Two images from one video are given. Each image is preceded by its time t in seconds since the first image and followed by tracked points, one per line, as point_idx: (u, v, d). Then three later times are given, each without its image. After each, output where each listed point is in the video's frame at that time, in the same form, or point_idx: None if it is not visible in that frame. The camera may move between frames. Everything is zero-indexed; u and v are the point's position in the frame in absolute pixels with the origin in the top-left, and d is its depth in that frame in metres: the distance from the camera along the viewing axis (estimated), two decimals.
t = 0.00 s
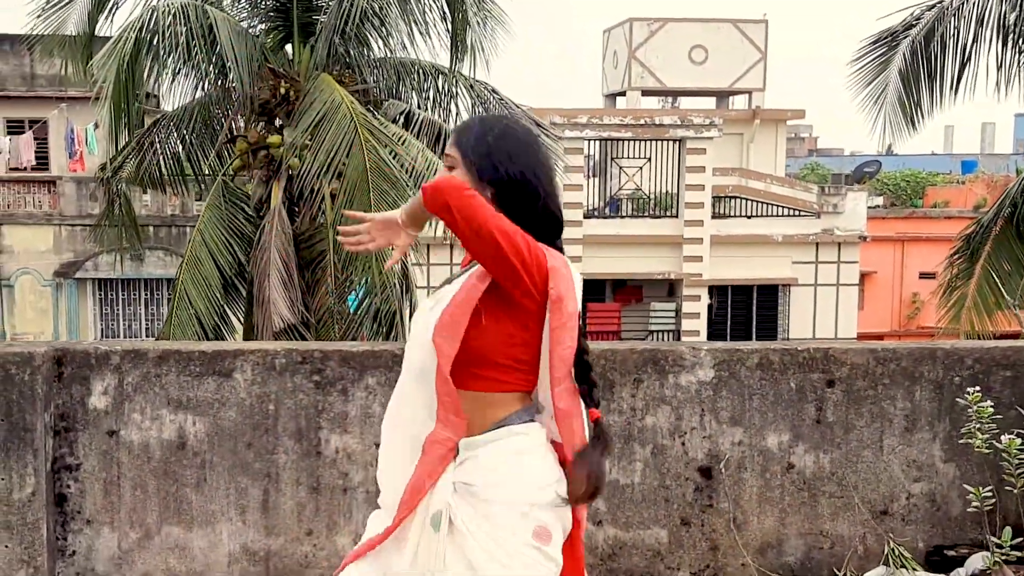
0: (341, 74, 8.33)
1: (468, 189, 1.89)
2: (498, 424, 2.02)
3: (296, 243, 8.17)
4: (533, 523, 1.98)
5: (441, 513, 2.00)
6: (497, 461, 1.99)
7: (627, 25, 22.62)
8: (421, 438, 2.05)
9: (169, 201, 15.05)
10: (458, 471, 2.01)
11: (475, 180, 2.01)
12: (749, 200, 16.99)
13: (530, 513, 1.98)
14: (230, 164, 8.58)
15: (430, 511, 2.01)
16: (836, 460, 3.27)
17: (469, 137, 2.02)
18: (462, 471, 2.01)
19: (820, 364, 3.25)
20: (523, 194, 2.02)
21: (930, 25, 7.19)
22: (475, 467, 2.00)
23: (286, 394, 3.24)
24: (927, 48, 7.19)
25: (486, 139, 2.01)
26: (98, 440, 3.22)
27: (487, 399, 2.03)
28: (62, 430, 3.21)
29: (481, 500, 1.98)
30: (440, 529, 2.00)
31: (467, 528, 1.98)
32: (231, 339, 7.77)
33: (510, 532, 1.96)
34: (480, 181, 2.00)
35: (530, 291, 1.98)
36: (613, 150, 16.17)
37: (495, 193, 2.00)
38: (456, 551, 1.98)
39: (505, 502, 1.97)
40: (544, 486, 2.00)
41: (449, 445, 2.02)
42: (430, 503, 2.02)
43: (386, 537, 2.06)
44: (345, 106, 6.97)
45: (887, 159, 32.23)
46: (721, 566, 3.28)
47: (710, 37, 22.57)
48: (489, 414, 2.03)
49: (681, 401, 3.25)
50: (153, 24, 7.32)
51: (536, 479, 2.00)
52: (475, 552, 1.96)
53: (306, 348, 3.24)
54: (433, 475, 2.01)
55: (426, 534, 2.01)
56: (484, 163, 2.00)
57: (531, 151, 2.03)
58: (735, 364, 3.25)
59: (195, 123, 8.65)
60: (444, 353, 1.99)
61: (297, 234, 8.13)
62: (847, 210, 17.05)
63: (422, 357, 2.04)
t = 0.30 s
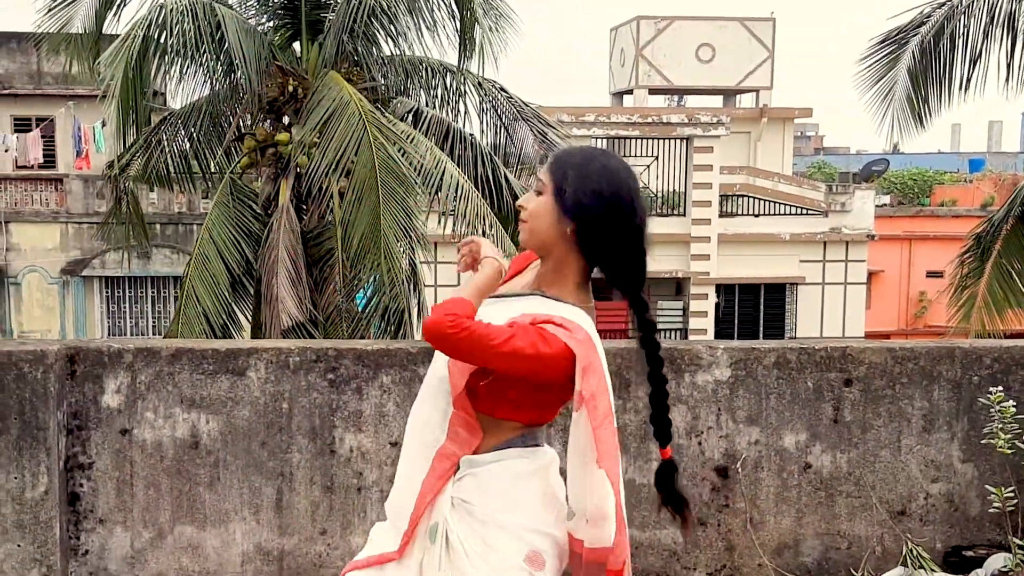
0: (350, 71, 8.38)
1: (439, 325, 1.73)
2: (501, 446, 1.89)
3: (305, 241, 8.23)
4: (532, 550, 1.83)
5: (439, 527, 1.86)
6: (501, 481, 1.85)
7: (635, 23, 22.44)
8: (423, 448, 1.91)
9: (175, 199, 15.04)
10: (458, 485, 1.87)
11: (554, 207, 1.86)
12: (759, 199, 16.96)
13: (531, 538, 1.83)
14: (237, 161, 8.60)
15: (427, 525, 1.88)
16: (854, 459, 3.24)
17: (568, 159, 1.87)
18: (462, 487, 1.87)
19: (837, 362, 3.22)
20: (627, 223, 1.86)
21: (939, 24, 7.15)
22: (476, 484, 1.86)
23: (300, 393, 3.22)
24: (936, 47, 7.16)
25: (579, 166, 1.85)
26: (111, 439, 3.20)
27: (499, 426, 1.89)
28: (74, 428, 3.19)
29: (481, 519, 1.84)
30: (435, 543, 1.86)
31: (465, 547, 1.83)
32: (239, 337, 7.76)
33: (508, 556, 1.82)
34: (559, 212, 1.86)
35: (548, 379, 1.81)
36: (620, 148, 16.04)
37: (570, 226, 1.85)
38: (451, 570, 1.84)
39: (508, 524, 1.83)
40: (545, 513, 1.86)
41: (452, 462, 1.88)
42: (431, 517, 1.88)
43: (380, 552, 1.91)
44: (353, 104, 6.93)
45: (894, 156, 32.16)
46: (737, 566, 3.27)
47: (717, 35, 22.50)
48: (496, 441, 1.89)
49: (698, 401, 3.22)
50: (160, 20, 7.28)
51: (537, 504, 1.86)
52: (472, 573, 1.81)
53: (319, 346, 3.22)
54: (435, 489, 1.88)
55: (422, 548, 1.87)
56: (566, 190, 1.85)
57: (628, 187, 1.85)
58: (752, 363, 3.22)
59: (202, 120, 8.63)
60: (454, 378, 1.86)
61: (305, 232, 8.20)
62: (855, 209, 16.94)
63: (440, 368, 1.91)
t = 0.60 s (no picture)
0: (356, 66, 8.22)
1: (352, 297, 1.69)
2: (468, 401, 1.89)
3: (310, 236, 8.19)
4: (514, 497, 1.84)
5: (426, 488, 1.90)
6: (472, 436, 1.86)
7: (639, 18, 22.35)
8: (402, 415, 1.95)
9: (180, 194, 15.00)
10: (436, 446, 1.90)
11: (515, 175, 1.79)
12: (765, 194, 16.83)
13: (511, 486, 1.84)
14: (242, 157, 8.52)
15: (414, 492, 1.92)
16: (874, 458, 3.21)
17: (541, 119, 1.79)
18: (440, 449, 1.89)
19: (858, 361, 3.19)
20: (594, 192, 1.78)
21: (947, 19, 7.11)
22: (450, 443, 1.88)
23: (314, 390, 3.19)
24: (943, 42, 7.12)
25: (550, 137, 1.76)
26: (124, 437, 3.17)
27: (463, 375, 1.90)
28: (86, 427, 3.16)
29: (460, 477, 1.86)
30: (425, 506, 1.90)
31: (452, 506, 1.86)
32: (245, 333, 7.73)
33: (494, 509, 1.83)
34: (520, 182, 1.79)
35: (486, 319, 1.78)
36: (625, 143, 16.16)
37: (527, 198, 1.78)
38: (443, 531, 1.87)
39: (485, 477, 1.84)
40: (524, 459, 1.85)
41: (426, 422, 1.91)
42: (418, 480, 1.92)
43: (384, 519, 1.96)
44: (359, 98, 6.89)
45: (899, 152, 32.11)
46: (755, 566, 3.23)
47: (721, 30, 22.49)
48: (465, 395, 1.90)
49: (716, 398, 3.19)
50: (165, 14, 7.22)
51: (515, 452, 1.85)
52: (463, 530, 1.84)
53: (335, 344, 3.19)
54: (413, 453, 1.91)
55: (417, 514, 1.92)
56: (528, 161, 1.77)
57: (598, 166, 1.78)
58: (770, 361, 3.19)
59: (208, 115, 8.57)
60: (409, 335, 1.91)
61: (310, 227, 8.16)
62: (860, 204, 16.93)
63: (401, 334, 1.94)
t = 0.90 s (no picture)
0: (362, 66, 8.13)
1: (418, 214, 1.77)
2: (524, 424, 1.91)
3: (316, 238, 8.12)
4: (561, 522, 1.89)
5: (474, 517, 1.92)
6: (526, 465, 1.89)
7: (643, 18, 22.28)
8: (446, 438, 1.98)
9: (184, 195, 14.96)
10: (487, 473, 1.93)
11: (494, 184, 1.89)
12: (768, 194, 16.72)
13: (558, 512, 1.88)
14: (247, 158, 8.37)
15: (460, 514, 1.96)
16: (899, 464, 3.17)
17: (486, 121, 1.87)
18: (492, 476, 1.92)
19: (884, 366, 3.14)
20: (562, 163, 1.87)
21: (955, 21, 7.06)
22: (502, 469, 1.91)
23: (332, 395, 3.15)
24: (952, 44, 7.07)
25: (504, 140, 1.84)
26: (139, 442, 3.13)
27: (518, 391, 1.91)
28: (101, 431, 3.11)
29: (512, 506, 1.89)
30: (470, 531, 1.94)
31: (502, 534, 1.90)
32: (251, 336, 7.64)
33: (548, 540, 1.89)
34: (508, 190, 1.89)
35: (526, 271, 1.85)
36: (628, 144, 16.06)
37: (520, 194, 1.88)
38: (490, 556, 1.91)
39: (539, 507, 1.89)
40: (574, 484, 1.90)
41: (477, 446, 1.94)
42: (464, 505, 1.95)
43: (424, 541, 2.00)
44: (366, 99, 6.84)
45: (903, 153, 32.06)
46: (779, 573, 3.19)
47: (725, 31, 22.43)
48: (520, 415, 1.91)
49: (739, 404, 3.15)
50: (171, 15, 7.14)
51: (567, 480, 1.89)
52: (511, 553, 1.89)
53: (353, 347, 3.15)
54: (461, 477, 1.94)
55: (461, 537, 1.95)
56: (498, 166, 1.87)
57: (568, 134, 1.86)
58: (794, 366, 3.14)
59: (214, 115, 8.51)
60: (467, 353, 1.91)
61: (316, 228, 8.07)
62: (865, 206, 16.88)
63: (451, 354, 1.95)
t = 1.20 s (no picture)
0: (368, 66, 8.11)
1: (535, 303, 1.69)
2: (578, 479, 1.80)
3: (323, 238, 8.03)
4: None
5: (509, 564, 1.79)
6: (568, 513, 1.78)
7: (648, 18, 22.21)
8: (496, 482, 1.86)
9: (188, 194, 14.91)
10: (531, 521, 1.81)
11: (606, 229, 1.82)
12: (772, 195, 16.70)
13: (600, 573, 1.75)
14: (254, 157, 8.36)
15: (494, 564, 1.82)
16: (923, 469, 3.13)
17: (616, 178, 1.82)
18: (536, 523, 1.80)
19: (906, 370, 3.11)
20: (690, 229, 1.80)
21: (965, 22, 7.02)
22: (549, 518, 1.79)
23: (349, 398, 3.11)
24: (961, 45, 7.03)
25: (620, 180, 1.81)
26: (153, 445, 3.09)
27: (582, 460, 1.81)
28: (115, 435, 3.07)
29: (553, 554, 1.77)
30: None
31: None
32: (256, 337, 7.54)
33: None
34: (617, 235, 1.81)
35: (634, 383, 1.74)
36: (633, 144, 15.97)
37: (639, 251, 1.80)
38: None
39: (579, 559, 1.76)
40: (624, 550, 1.78)
41: (525, 496, 1.81)
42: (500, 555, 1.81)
43: None
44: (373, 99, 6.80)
45: (907, 153, 32.01)
46: None
47: (729, 31, 22.35)
48: (573, 473, 1.81)
49: (761, 408, 3.10)
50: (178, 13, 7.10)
51: (615, 541, 1.78)
52: None
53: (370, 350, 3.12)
54: (505, 523, 1.81)
55: None
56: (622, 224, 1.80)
57: (692, 188, 1.79)
58: (817, 369, 3.10)
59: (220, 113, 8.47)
60: (532, 403, 1.79)
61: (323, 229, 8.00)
62: (870, 206, 16.82)
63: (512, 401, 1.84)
